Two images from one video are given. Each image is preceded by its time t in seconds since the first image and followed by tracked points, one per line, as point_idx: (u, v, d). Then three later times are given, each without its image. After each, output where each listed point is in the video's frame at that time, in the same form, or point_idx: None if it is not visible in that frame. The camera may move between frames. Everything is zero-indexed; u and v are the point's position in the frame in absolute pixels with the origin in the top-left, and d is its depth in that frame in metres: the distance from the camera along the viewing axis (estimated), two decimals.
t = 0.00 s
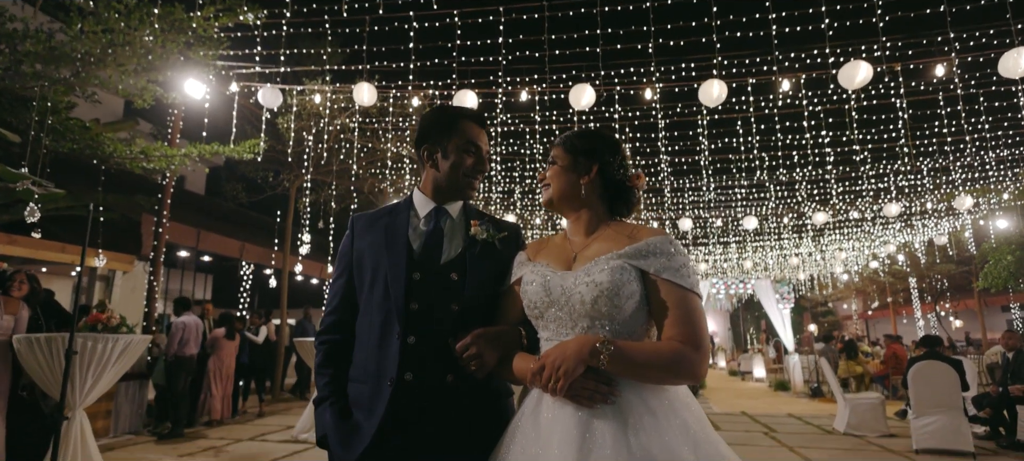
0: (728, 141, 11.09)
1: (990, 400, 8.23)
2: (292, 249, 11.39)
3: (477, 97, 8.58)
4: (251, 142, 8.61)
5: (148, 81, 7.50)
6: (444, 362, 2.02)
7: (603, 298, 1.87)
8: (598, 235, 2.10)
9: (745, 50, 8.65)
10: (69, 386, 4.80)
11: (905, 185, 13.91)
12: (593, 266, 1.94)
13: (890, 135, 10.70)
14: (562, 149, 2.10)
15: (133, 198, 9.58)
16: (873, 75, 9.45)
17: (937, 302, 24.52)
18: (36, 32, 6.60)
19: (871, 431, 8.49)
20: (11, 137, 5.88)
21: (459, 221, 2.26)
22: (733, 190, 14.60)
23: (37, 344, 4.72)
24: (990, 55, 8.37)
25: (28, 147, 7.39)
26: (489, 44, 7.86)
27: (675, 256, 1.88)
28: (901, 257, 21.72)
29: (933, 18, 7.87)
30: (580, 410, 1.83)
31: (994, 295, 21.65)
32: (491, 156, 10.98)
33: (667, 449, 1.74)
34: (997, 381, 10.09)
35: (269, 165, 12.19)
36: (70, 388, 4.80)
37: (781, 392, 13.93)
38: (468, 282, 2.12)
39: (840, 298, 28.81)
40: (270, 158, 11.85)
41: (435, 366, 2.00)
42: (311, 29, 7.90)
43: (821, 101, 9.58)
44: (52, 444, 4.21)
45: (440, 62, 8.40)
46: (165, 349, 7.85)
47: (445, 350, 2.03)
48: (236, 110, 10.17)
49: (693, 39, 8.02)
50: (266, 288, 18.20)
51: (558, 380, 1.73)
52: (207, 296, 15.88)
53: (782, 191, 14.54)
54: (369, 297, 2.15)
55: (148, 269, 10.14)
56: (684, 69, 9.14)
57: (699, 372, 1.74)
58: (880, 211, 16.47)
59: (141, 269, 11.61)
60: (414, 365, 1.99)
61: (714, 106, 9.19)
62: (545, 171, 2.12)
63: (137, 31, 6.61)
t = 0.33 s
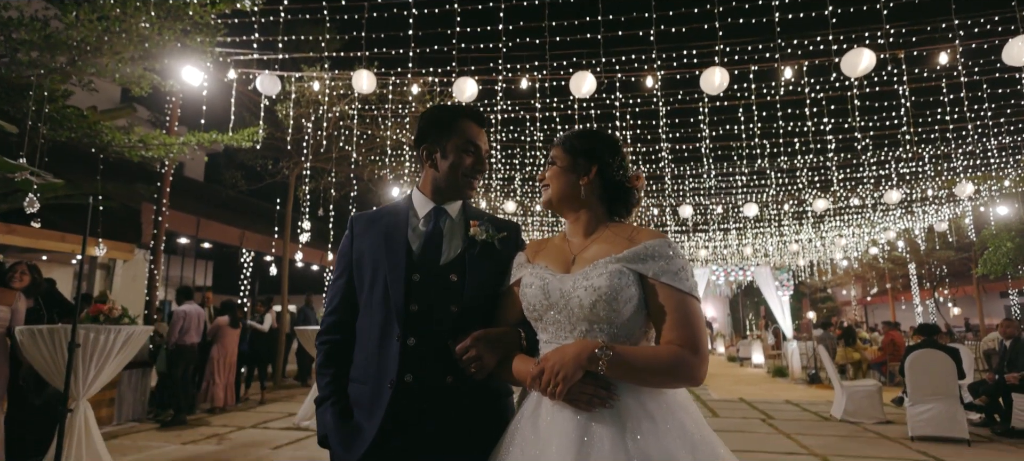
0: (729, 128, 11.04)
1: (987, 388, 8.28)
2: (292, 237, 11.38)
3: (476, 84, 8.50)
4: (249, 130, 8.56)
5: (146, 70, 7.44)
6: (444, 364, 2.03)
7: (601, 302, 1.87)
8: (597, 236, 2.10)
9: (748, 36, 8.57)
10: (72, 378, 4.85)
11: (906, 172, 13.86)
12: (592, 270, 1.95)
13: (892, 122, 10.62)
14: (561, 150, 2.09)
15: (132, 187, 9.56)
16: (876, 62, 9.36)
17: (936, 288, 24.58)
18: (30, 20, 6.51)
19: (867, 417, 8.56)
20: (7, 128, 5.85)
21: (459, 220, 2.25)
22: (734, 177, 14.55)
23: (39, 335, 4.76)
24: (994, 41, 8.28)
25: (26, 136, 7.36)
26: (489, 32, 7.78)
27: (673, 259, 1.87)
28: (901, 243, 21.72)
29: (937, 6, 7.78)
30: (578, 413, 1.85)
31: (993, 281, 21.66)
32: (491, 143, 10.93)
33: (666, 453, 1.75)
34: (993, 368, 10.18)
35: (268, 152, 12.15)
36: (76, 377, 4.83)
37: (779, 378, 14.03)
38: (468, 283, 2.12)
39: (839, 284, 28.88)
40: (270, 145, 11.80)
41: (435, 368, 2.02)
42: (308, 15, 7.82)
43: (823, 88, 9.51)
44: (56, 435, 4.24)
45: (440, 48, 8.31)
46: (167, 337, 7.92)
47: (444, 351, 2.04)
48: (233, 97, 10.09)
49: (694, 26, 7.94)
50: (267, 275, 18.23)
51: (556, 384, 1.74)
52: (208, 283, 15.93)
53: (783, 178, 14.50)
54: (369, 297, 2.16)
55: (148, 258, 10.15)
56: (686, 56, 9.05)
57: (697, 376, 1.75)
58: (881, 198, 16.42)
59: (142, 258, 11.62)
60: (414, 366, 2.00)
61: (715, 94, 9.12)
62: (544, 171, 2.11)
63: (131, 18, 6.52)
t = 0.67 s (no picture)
0: (730, 115, 10.98)
1: (983, 375, 8.35)
2: (292, 224, 11.35)
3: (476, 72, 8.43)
4: (248, 118, 8.52)
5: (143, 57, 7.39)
6: (444, 365, 2.04)
7: (599, 305, 1.89)
8: (596, 237, 2.11)
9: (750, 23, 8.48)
10: (76, 369, 4.89)
11: (907, 158, 13.81)
12: (591, 272, 1.95)
13: (894, 108, 10.53)
14: (559, 150, 2.09)
15: (132, 175, 9.53)
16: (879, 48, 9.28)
17: (935, 273, 24.63)
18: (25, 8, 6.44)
19: (864, 404, 8.65)
20: (4, 118, 5.80)
21: (459, 220, 2.26)
22: (735, 164, 14.51)
23: (41, 328, 4.78)
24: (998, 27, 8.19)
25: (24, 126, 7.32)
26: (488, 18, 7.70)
27: (671, 261, 1.88)
28: (901, 229, 21.72)
29: None
30: (577, 416, 1.87)
31: (992, 267, 21.70)
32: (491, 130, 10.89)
33: (662, 454, 1.78)
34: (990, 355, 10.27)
35: (268, 139, 12.09)
36: (77, 369, 4.88)
37: (777, 364, 14.14)
38: (467, 284, 2.13)
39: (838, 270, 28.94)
40: (269, 132, 11.75)
41: (435, 369, 2.03)
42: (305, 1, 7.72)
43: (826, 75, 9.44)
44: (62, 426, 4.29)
45: (440, 35, 8.24)
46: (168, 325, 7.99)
47: (444, 352, 2.05)
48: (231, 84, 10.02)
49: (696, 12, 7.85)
50: (267, 261, 18.26)
51: (556, 387, 1.76)
52: (208, 269, 15.95)
53: (784, 165, 14.46)
54: (369, 298, 2.17)
55: (149, 246, 10.17)
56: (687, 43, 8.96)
57: (696, 379, 1.76)
58: (881, 184, 16.38)
59: (142, 245, 11.64)
60: (415, 367, 2.02)
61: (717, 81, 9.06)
62: (543, 172, 2.10)
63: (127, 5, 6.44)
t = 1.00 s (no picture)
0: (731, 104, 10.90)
1: (979, 364, 8.41)
2: (292, 213, 11.34)
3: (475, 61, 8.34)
4: (246, 107, 8.47)
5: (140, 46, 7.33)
6: (445, 368, 2.07)
7: (597, 312, 1.92)
8: (594, 243, 2.12)
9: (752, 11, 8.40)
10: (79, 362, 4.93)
11: (908, 146, 13.74)
12: (589, 279, 1.97)
13: (895, 96, 10.46)
14: (558, 155, 2.08)
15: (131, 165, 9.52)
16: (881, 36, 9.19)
17: (934, 260, 24.66)
18: None
19: (860, 392, 8.73)
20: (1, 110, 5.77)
21: (459, 224, 2.27)
22: (735, 152, 14.44)
23: (43, 321, 4.82)
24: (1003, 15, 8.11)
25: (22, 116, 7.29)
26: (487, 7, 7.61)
27: (669, 268, 1.89)
28: (900, 216, 21.72)
29: None
30: (577, 421, 1.89)
31: (991, 254, 21.75)
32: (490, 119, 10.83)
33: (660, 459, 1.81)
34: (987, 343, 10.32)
35: (266, 127, 12.04)
36: (81, 364, 4.93)
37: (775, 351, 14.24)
38: (468, 288, 2.15)
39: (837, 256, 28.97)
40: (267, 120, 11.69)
41: (436, 373, 2.06)
42: None
43: (827, 63, 9.37)
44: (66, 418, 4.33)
45: (438, 24, 8.15)
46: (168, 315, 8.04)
47: (445, 356, 2.08)
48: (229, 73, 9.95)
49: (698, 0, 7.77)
50: (267, 248, 18.26)
51: (555, 394, 1.78)
52: (208, 257, 15.96)
53: (785, 152, 14.39)
54: (371, 302, 2.18)
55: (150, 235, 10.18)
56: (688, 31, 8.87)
57: (695, 384, 1.78)
58: (882, 172, 16.34)
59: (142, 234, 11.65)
60: (417, 371, 2.05)
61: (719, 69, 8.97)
62: (542, 177, 2.11)
63: None
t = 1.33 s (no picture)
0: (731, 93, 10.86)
1: (974, 354, 8.49)
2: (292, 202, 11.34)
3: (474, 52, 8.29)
4: (246, 98, 8.45)
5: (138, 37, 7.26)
6: (445, 378, 2.12)
7: (592, 326, 1.96)
8: (589, 256, 2.15)
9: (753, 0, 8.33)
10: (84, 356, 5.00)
11: (909, 134, 13.70)
12: (584, 293, 2.01)
13: (896, 85, 10.41)
14: (554, 168, 2.11)
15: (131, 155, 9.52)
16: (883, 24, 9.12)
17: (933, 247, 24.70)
18: None
19: (857, 381, 8.83)
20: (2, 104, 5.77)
21: (457, 234, 2.31)
22: (735, 140, 14.40)
23: (49, 316, 4.88)
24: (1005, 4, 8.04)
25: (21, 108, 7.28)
26: None
27: (662, 282, 1.92)
28: (900, 203, 21.72)
29: None
30: (573, 432, 1.95)
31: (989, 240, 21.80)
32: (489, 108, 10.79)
33: None
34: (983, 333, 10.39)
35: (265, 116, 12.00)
36: (87, 358, 4.98)
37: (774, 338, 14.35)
38: (466, 299, 2.18)
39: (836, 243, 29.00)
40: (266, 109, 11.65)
41: (436, 382, 2.11)
42: None
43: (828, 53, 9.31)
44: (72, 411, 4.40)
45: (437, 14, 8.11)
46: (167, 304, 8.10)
47: (444, 366, 2.13)
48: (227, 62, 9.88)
49: None
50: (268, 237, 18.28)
51: (551, 407, 1.83)
52: (208, 245, 15.98)
53: (785, 141, 14.35)
54: (371, 312, 2.22)
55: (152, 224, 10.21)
56: (688, 21, 8.81)
57: (687, 396, 1.82)
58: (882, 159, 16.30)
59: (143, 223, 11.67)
60: (417, 380, 2.10)
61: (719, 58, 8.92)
62: (538, 190, 2.13)
63: None
